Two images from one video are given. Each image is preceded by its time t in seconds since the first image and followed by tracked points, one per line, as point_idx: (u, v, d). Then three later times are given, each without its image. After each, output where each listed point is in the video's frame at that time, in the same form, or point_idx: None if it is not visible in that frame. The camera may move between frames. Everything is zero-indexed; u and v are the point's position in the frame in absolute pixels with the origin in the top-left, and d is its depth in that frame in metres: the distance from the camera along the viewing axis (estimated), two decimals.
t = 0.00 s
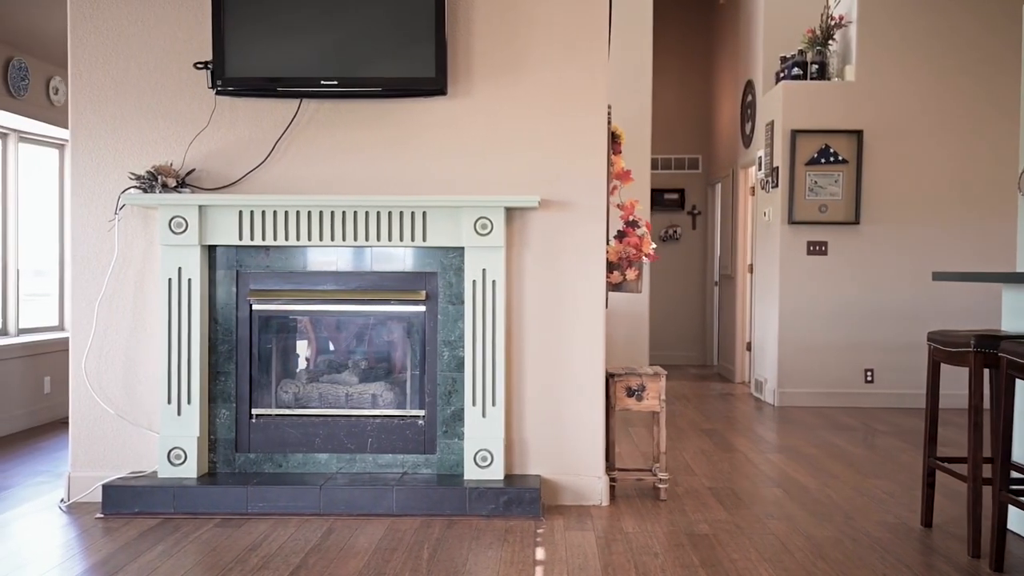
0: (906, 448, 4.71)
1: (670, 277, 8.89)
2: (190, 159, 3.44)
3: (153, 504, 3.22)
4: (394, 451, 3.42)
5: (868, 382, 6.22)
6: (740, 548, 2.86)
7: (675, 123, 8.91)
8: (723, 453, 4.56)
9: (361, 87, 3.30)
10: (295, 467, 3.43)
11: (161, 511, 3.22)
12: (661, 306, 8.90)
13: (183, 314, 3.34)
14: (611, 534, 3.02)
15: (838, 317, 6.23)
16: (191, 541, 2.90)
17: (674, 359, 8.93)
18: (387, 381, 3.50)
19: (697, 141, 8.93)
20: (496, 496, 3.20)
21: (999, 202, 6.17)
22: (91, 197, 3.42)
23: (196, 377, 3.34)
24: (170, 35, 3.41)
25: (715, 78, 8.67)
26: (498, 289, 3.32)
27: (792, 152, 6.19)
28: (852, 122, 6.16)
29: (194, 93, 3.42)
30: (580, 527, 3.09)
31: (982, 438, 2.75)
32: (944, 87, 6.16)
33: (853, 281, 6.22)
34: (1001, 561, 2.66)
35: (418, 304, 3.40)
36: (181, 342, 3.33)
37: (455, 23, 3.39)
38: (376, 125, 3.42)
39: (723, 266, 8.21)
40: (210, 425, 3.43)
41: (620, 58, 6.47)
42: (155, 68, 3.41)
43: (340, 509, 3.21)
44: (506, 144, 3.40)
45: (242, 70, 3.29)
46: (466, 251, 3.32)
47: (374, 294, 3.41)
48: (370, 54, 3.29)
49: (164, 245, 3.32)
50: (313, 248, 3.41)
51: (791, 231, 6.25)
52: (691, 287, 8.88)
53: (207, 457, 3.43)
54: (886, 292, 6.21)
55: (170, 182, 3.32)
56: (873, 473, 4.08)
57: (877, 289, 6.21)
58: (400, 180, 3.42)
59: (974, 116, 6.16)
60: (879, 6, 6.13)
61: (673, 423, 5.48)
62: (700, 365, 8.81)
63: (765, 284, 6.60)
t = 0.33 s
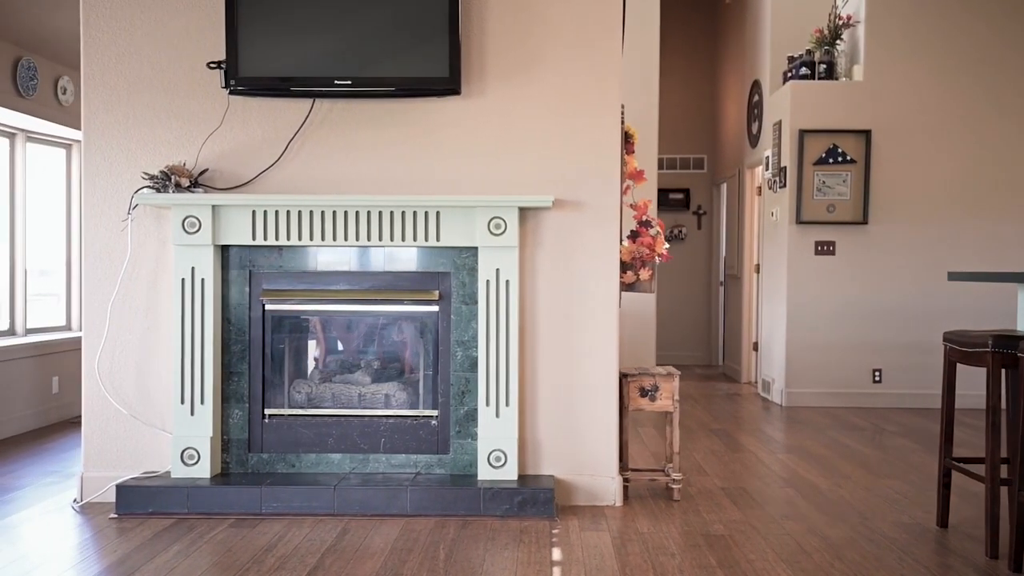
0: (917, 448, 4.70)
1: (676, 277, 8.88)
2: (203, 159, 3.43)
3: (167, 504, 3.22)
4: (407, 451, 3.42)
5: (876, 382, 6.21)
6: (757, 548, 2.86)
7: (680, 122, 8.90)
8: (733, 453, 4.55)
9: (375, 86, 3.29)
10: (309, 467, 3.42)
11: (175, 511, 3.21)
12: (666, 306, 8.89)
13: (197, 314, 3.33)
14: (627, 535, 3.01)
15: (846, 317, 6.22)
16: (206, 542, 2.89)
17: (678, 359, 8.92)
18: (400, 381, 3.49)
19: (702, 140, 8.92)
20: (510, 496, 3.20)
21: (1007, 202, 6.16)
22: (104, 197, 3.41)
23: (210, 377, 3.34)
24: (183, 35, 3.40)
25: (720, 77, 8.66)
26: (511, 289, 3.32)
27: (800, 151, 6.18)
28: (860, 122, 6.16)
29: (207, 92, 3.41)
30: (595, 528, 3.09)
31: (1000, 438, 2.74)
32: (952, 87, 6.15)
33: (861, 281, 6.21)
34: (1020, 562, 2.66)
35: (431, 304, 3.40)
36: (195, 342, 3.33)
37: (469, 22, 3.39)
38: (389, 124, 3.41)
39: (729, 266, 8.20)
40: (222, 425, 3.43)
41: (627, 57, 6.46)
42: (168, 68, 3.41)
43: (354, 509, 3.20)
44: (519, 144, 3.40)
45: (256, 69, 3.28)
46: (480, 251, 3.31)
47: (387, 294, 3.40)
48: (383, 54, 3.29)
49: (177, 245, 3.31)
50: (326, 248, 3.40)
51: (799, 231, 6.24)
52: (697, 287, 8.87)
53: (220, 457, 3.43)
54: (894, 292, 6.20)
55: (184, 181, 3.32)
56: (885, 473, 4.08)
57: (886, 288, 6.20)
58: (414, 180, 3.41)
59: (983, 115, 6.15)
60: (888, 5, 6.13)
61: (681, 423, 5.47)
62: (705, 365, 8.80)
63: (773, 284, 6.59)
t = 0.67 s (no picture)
0: (927, 448, 4.69)
1: (680, 277, 8.87)
2: (216, 158, 3.43)
3: (181, 504, 3.21)
4: (420, 452, 3.41)
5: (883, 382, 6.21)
6: (774, 548, 2.85)
7: (685, 122, 8.88)
8: (744, 453, 4.54)
9: (389, 86, 3.28)
10: (322, 467, 3.42)
11: (189, 511, 3.21)
12: (670, 306, 8.88)
13: (210, 314, 3.33)
14: (642, 535, 3.01)
15: (854, 317, 6.22)
16: (221, 542, 2.89)
17: (682, 359, 8.92)
18: (413, 381, 3.48)
19: (707, 140, 8.91)
20: (525, 496, 3.19)
21: (1015, 202, 6.15)
22: (117, 197, 3.41)
23: (223, 377, 3.33)
24: (196, 34, 3.40)
25: (726, 77, 8.66)
26: (525, 289, 3.31)
27: (808, 151, 6.17)
28: (868, 122, 6.15)
29: (221, 92, 3.41)
30: (610, 528, 3.09)
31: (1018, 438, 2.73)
32: (961, 87, 6.14)
33: (869, 281, 6.20)
34: None
35: (444, 304, 3.39)
36: (208, 342, 3.32)
37: (482, 22, 3.38)
38: (403, 124, 3.41)
39: (735, 266, 8.19)
40: (235, 425, 3.43)
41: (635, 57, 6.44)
42: (181, 67, 3.40)
43: (368, 509, 3.20)
44: (532, 144, 3.39)
45: (269, 69, 3.28)
46: (493, 251, 3.31)
47: (400, 294, 3.40)
48: (397, 53, 3.28)
49: (190, 245, 3.31)
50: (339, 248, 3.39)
51: (806, 231, 6.24)
52: (701, 287, 8.87)
53: (233, 457, 3.42)
54: (902, 292, 6.19)
55: (197, 181, 3.31)
56: (896, 474, 4.07)
57: (894, 288, 6.20)
58: (427, 180, 3.41)
59: (991, 115, 6.14)
60: (896, 5, 6.12)
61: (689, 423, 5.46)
62: (709, 365, 8.80)
63: (780, 284, 6.58)
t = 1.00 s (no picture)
0: (938, 449, 4.69)
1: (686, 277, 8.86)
2: (229, 158, 3.42)
3: (195, 504, 3.21)
4: (433, 452, 3.40)
5: (891, 382, 6.20)
6: (790, 549, 2.85)
7: (690, 121, 8.88)
8: (754, 454, 4.53)
9: (402, 85, 3.27)
10: (334, 467, 3.41)
11: (202, 511, 3.20)
12: (676, 306, 8.87)
13: (223, 313, 3.32)
14: (658, 535, 3.00)
15: (862, 317, 6.21)
16: (237, 542, 2.88)
17: (687, 359, 8.90)
18: (425, 381, 3.47)
19: (712, 140, 8.90)
20: (539, 497, 3.19)
21: None
22: (129, 197, 3.40)
23: (236, 377, 3.33)
24: (209, 34, 3.39)
25: (731, 76, 8.64)
26: (539, 289, 3.30)
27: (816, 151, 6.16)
28: (876, 121, 6.14)
29: (233, 91, 3.40)
30: (625, 528, 3.08)
31: None
32: (968, 86, 6.13)
33: (877, 280, 6.19)
34: None
35: (457, 303, 3.38)
36: (221, 342, 3.32)
37: (495, 21, 3.37)
38: (416, 123, 3.40)
39: (741, 266, 8.18)
40: (248, 425, 3.42)
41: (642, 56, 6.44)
42: (194, 67, 3.39)
43: (382, 509, 3.19)
44: (546, 143, 3.38)
45: (282, 69, 3.27)
46: (507, 250, 3.30)
47: (413, 293, 3.39)
48: (410, 52, 3.27)
49: (203, 244, 3.30)
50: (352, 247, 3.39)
51: (814, 231, 6.23)
52: (706, 287, 8.85)
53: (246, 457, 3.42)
54: (910, 292, 6.18)
55: (210, 181, 3.30)
56: (908, 474, 4.07)
57: (901, 287, 6.19)
58: (440, 179, 3.40)
59: (999, 115, 6.13)
60: (904, 4, 6.11)
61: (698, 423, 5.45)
62: (715, 365, 8.79)
63: (788, 283, 6.58)
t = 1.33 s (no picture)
0: (948, 448, 4.68)
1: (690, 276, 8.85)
2: (242, 157, 3.42)
3: (208, 504, 3.20)
4: (446, 451, 3.40)
5: (898, 381, 6.19)
6: (807, 548, 2.84)
7: (695, 121, 8.87)
8: (764, 453, 4.52)
9: (415, 85, 3.26)
10: (347, 467, 3.40)
11: (216, 511, 3.20)
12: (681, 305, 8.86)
13: (236, 313, 3.32)
14: (673, 535, 2.99)
15: (869, 316, 6.20)
16: (252, 542, 2.88)
17: (692, 359, 8.89)
18: (438, 381, 3.47)
19: (717, 139, 8.90)
20: (553, 496, 3.18)
21: None
22: (142, 196, 3.40)
23: (249, 376, 3.32)
24: (221, 33, 3.39)
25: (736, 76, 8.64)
26: (552, 288, 3.30)
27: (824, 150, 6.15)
28: (884, 120, 6.13)
29: (246, 90, 3.40)
30: (640, 528, 3.08)
31: None
32: (976, 86, 6.13)
33: (884, 279, 6.19)
34: None
35: (470, 303, 3.38)
36: (234, 341, 3.31)
37: (508, 19, 3.36)
38: (429, 122, 3.39)
39: (746, 265, 8.17)
40: (261, 425, 3.41)
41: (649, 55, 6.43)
42: (206, 66, 3.39)
43: (395, 508, 3.19)
44: (559, 142, 3.38)
45: (295, 68, 3.26)
46: (520, 249, 3.29)
47: (426, 293, 3.38)
48: (423, 51, 3.26)
49: (216, 243, 3.30)
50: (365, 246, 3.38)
51: (822, 230, 6.22)
52: (711, 287, 8.84)
53: (258, 457, 3.41)
54: (917, 291, 6.17)
55: (223, 180, 3.30)
56: (919, 473, 4.06)
57: (909, 287, 6.18)
58: (453, 178, 3.39)
59: (1007, 114, 6.13)
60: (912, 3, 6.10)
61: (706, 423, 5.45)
62: (719, 365, 8.78)
63: (795, 282, 6.57)
